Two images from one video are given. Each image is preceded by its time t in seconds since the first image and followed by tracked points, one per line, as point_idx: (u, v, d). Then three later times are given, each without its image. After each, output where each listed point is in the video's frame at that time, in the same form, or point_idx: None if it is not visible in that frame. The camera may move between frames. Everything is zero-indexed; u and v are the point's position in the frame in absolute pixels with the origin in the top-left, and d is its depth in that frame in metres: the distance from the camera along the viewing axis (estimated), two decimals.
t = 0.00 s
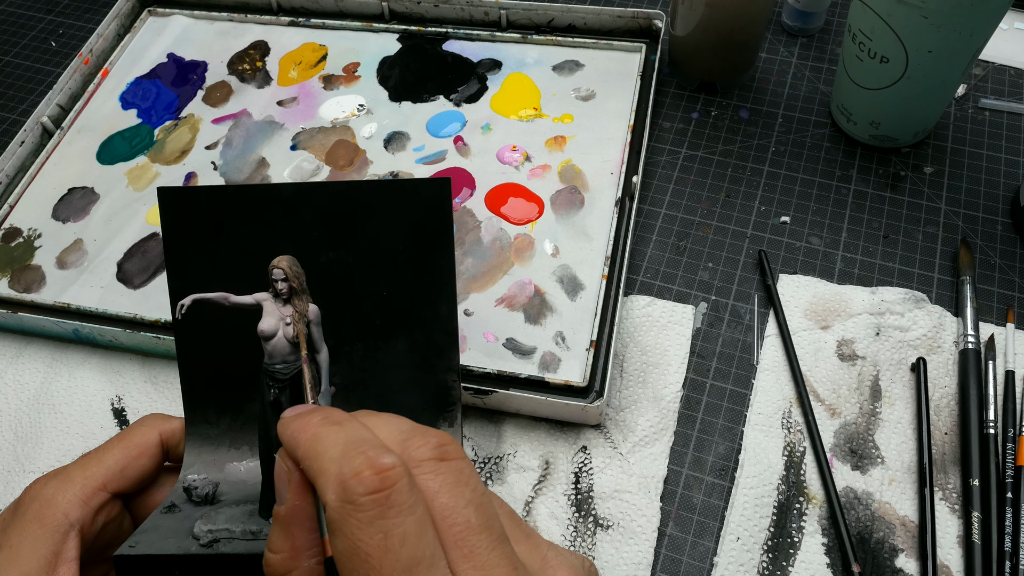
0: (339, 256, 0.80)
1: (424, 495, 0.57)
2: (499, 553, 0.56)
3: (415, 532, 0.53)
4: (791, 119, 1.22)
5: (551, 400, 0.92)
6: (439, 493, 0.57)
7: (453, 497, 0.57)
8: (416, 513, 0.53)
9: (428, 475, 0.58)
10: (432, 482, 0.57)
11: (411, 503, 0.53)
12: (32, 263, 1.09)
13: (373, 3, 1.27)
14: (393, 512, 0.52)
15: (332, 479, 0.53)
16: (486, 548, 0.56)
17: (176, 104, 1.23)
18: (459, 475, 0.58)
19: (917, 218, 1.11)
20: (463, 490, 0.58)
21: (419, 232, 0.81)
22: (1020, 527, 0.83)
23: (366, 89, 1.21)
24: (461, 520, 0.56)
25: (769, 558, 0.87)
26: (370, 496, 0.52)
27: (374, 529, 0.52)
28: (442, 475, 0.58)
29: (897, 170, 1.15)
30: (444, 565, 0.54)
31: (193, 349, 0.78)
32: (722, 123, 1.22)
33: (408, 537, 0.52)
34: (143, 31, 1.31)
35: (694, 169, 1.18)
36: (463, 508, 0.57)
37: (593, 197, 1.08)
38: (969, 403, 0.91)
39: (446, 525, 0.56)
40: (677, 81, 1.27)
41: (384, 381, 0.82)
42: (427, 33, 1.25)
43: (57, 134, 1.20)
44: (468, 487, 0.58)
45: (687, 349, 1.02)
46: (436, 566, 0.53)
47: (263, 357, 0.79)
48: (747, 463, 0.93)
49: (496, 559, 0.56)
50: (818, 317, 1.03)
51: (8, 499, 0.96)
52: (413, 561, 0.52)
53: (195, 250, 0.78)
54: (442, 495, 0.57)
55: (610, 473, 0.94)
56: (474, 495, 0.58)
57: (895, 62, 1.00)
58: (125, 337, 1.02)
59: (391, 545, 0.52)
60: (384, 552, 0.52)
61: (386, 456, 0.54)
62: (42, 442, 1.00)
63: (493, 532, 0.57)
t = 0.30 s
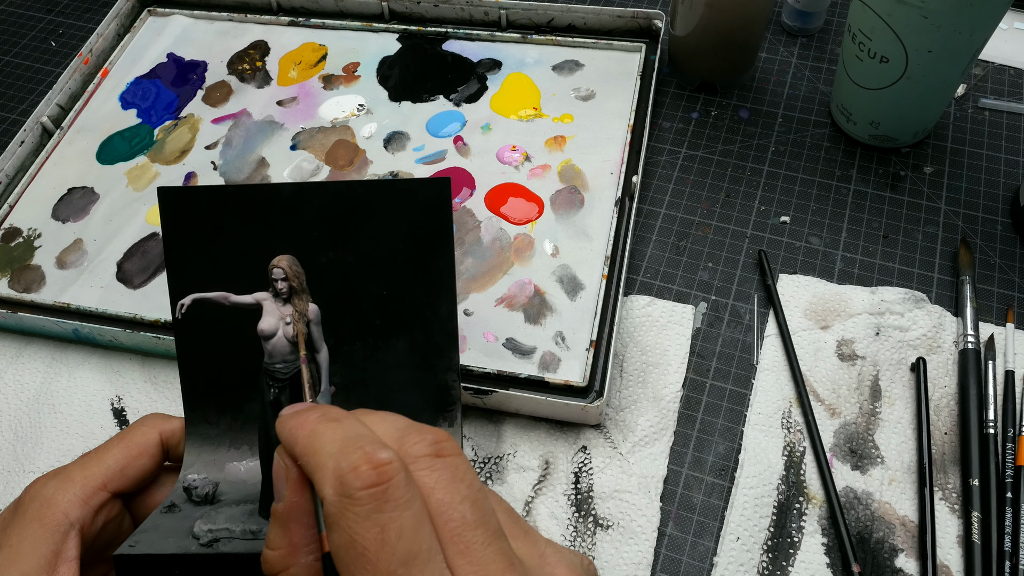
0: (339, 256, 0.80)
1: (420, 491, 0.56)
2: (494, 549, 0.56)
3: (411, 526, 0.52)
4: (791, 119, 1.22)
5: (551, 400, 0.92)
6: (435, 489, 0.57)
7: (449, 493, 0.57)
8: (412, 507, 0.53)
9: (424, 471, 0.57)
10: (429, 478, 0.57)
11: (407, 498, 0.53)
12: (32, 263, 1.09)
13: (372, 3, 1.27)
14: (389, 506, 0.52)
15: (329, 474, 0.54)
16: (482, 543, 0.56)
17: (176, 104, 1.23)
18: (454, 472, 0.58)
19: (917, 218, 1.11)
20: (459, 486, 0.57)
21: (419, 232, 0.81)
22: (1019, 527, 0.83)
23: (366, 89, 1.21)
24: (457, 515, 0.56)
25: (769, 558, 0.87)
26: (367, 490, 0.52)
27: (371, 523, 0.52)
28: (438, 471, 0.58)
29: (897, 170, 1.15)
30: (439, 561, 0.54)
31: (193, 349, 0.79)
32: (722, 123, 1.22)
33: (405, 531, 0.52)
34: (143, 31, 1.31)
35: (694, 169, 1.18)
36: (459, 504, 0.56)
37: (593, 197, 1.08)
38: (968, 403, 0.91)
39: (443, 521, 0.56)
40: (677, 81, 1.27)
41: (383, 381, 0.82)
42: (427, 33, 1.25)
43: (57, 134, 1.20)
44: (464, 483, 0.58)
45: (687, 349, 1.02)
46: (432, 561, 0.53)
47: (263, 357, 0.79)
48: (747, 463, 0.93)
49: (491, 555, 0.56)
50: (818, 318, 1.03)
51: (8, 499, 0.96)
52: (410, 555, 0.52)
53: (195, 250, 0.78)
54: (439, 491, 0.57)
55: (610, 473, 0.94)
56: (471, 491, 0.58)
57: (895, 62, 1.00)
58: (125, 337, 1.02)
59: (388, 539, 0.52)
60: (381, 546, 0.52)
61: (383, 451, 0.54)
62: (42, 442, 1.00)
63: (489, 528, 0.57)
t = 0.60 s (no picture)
0: (339, 256, 0.80)
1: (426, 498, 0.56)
2: (499, 556, 0.56)
3: (417, 535, 0.52)
4: (791, 119, 1.22)
5: (551, 400, 0.92)
6: (439, 496, 0.57)
7: (455, 500, 0.57)
8: (418, 515, 0.53)
9: (429, 478, 0.58)
10: (433, 485, 0.57)
11: (413, 506, 0.53)
12: (32, 263, 1.09)
13: (372, 3, 1.27)
14: (395, 515, 0.52)
15: (334, 482, 0.54)
16: (487, 551, 0.56)
17: (176, 104, 1.23)
18: (459, 478, 0.58)
19: (917, 218, 1.11)
20: (464, 493, 0.57)
21: (419, 232, 0.81)
22: (1020, 527, 0.83)
23: (366, 89, 1.21)
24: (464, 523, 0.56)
25: (769, 558, 0.87)
26: (373, 499, 0.52)
27: (377, 533, 0.52)
28: (443, 478, 0.58)
29: (897, 170, 1.15)
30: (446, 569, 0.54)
31: (193, 349, 0.79)
32: (722, 123, 1.22)
33: (410, 540, 0.52)
34: (143, 31, 1.31)
35: (694, 169, 1.18)
36: (464, 512, 0.56)
37: (593, 197, 1.08)
38: (969, 403, 0.91)
39: (448, 528, 0.56)
40: (677, 81, 1.27)
41: (383, 381, 0.82)
42: (427, 33, 1.25)
43: (57, 134, 1.20)
44: (469, 490, 0.58)
45: (687, 349, 1.02)
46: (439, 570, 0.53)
47: (263, 357, 0.79)
48: (747, 463, 0.93)
49: (497, 562, 0.56)
50: (818, 317, 1.03)
51: (8, 499, 0.96)
52: (416, 564, 0.52)
53: (195, 251, 0.78)
54: (444, 498, 0.57)
55: (610, 473, 0.94)
56: (476, 498, 0.58)
57: (895, 62, 1.00)
58: (125, 337, 1.02)
59: (394, 548, 0.52)
60: (387, 555, 0.52)
61: (388, 458, 0.54)
62: (42, 442, 1.00)
63: (494, 535, 0.57)
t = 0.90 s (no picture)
0: (339, 257, 0.80)
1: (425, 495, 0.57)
2: (500, 552, 0.56)
3: (416, 530, 0.52)
4: (791, 119, 1.22)
5: (551, 400, 0.92)
6: (439, 493, 0.57)
7: (454, 497, 0.57)
8: (417, 510, 0.53)
9: (429, 475, 0.58)
10: (433, 482, 0.57)
11: (412, 501, 0.53)
12: (32, 262, 1.09)
13: (372, 3, 1.27)
14: (394, 510, 0.52)
15: (333, 478, 0.54)
16: (487, 547, 0.55)
17: (176, 104, 1.23)
18: (458, 475, 0.58)
19: (917, 218, 1.11)
20: (463, 490, 0.57)
21: (419, 232, 0.81)
22: (1020, 527, 0.83)
23: (366, 89, 1.21)
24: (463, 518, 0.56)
25: (769, 558, 0.87)
26: (371, 493, 0.52)
27: (376, 527, 0.52)
28: (442, 475, 0.58)
29: (897, 170, 1.15)
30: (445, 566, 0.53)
31: (193, 349, 0.79)
32: (722, 123, 1.22)
33: (409, 535, 0.52)
34: (143, 31, 1.31)
35: (694, 169, 1.18)
36: (464, 507, 0.56)
37: (593, 197, 1.08)
38: (968, 403, 0.91)
39: (448, 524, 0.56)
40: (677, 81, 1.27)
41: (383, 381, 0.82)
42: (427, 33, 1.25)
43: (57, 134, 1.20)
44: (468, 487, 0.58)
45: (687, 349, 1.02)
46: (438, 566, 0.53)
47: (262, 357, 0.79)
48: (747, 463, 0.93)
49: (497, 558, 0.55)
50: (818, 317, 1.03)
51: (8, 499, 0.96)
52: (415, 559, 0.52)
53: (195, 251, 0.78)
54: (443, 495, 0.57)
55: (610, 473, 0.94)
56: (475, 494, 0.58)
57: (895, 62, 1.00)
58: (124, 336, 1.02)
59: (394, 543, 0.52)
60: (387, 550, 0.52)
61: (387, 453, 0.54)
62: (42, 442, 1.00)
63: (494, 531, 0.57)
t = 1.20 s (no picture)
0: (338, 257, 0.80)
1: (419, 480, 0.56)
2: (492, 539, 0.56)
3: (405, 523, 0.52)
4: (791, 119, 1.22)
5: (551, 400, 0.92)
6: (436, 478, 0.56)
7: (451, 483, 0.56)
8: (407, 503, 0.52)
9: (424, 459, 0.56)
10: (428, 466, 0.56)
11: (401, 494, 0.52)
12: (32, 263, 1.09)
13: (372, 3, 1.27)
14: (383, 504, 0.51)
15: (318, 465, 0.52)
16: (480, 534, 0.56)
17: (176, 104, 1.23)
18: (456, 460, 0.57)
19: (917, 218, 1.11)
20: (460, 476, 0.56)
21: (419, 232, 0.81)
22: (1020, 527, 0.83)
23: (366, 89, 1.21)
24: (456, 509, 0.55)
25: (769, 558, 0.87)
26: (360, 489, 0.51)
27: (364, 520, 0.51)
28: (439, 459, 0.56)
29: (897, 170, 1.15)
30: (434, 556, 0.54)
31: (192, 350, 0.78)
32: (722, 123, 1.22)
33: (398, 529, 0.51)
34: (143, 31, 1.31)
35: (694, 169, 1.18)
36: (460, 495, 0.56)
37: (593, 196, 1.08)
38: (968, 404, 0.91)
39: (441, 511, 0.55)
40: (677, 81, 1.27)
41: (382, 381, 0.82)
42: (427, 33, 1.25)
43: (57, 134, 1.20)
44: (466, 473, 0.57)
45: (687, 349, 1.02)
46: (427, 557, 0.53)
47: (263, 358, 0.79)
48: (747, 463, 0.93)
49: (490, 545, 0.56)
50: (818, 317, 1.03)
51: (8, 499, 0.96)
52: (404, 553, 0.51)
53: (195, 251, 0.79)
54: (440, 480, 0.56)
55: (610, 473, 0.94)
56: (473, 481, 0.57)
57: (894, 62, 1.00)
58: (125, 337, 1.02)
59: (381, 537, 0.51)
60: (375, 543, 0.51)
61: (377, 443, 0.52)
62: (42, 442, 1.00)
63: (488, 518, 0.57)
